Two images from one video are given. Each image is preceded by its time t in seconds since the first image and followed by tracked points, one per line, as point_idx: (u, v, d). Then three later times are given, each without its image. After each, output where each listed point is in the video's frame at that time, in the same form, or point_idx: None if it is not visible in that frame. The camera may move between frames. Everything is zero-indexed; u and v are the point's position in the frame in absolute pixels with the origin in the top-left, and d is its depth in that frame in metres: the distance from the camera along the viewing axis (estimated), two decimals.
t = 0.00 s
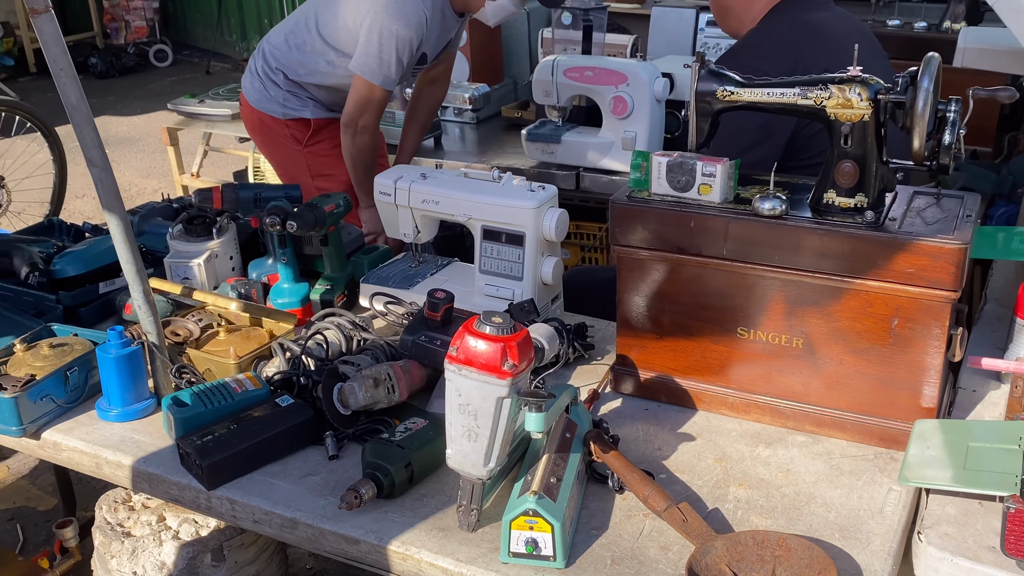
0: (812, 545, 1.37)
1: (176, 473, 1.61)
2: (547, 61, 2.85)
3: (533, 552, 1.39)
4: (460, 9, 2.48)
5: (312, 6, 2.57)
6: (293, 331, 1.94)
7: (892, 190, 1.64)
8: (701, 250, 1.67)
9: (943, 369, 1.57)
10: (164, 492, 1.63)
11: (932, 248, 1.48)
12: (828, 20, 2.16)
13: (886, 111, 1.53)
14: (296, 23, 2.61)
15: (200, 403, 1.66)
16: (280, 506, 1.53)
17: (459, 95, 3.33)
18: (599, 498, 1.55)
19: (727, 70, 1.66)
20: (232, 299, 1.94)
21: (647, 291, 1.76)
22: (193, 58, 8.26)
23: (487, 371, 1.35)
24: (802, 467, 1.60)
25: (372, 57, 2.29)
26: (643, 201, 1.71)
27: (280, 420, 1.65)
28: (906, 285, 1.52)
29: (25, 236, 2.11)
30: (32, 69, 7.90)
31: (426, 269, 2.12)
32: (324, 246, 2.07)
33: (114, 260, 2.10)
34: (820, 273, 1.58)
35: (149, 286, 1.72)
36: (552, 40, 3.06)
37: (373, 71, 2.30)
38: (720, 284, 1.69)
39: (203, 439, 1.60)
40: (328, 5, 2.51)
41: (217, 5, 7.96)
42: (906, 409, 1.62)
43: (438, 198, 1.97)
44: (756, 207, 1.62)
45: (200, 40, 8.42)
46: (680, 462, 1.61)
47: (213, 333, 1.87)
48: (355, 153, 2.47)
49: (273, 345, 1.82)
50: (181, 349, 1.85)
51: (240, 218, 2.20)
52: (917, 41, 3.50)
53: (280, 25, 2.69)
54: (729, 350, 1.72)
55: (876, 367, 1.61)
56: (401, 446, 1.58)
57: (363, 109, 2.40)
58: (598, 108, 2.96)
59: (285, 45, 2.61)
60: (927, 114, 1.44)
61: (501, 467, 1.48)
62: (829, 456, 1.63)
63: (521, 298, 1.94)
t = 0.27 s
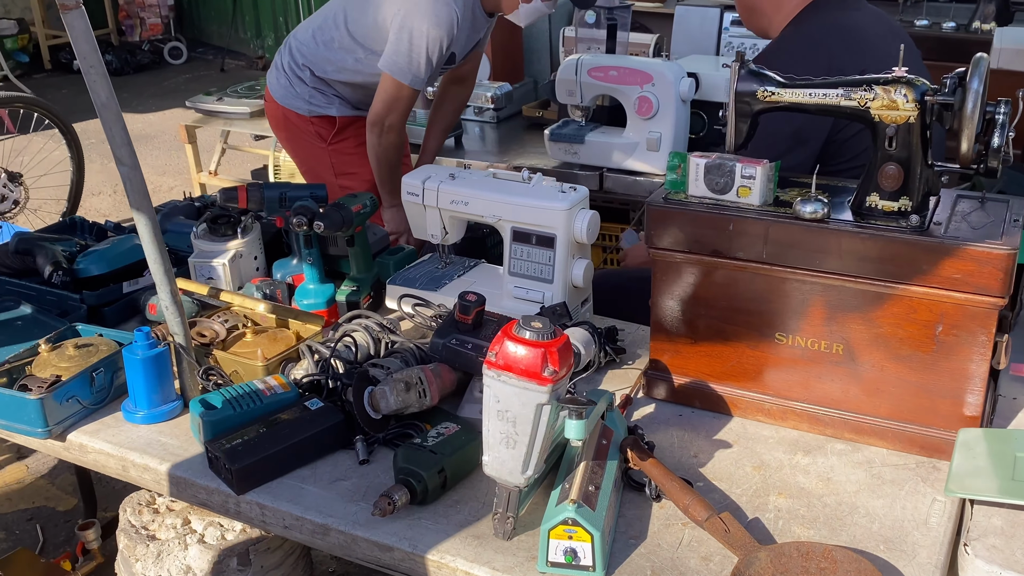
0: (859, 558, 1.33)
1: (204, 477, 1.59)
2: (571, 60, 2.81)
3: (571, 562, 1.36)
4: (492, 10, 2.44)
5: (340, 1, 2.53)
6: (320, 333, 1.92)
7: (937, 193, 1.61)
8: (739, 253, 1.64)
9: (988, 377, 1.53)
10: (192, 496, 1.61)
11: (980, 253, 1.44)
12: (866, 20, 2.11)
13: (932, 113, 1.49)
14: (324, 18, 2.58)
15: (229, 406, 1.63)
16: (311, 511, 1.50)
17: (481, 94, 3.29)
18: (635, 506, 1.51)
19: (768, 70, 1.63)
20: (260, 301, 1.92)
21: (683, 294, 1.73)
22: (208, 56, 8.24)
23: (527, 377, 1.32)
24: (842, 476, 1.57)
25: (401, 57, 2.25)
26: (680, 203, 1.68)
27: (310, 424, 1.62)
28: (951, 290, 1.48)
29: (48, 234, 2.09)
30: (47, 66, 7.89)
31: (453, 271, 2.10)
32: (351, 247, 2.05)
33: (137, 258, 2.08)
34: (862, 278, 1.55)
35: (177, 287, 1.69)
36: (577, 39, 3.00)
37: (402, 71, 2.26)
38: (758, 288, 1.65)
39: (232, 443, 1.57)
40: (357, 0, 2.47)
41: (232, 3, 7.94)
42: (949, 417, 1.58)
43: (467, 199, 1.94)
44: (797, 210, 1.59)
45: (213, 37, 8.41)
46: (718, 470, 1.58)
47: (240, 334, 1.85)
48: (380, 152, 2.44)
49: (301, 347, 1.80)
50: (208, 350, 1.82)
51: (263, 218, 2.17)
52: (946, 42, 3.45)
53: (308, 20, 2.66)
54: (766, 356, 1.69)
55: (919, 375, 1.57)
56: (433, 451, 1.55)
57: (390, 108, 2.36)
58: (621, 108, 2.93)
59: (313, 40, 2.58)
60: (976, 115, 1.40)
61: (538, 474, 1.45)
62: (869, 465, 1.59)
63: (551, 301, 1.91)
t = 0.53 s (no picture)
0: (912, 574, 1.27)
1: (233, 486, 1.55)
2: (591, 62, 2.77)
3: None
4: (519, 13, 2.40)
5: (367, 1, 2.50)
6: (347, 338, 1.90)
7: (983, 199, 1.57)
8: (779, 260, 1.61)
9: None
10: (221, 506, 1.57)
11: None
12: (897, 22, 1.98)
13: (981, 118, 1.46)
14: (350, 18, 2.55)
15: (258, 414, 1.60)
16: (343, 522, 1.47)
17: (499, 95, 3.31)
18: (675, 518, 1.48)
19: (808, 73, 1.60)
20: (288, 306, 1.88)
21: (720, 301, 1.70)
22: (215, 56, 8.20)
23: (570, 388, 1.29)
24: (885, 487, 1.53)
25: (429, 60, 2.22)
26: (717, 208, 1.66)
27: (341, 432, 1.58)
28: (999, 299, 1.45)
29: (67, 238, 2.07)
30: (54, 66, 7.85)
31: (479, 275, 2.07)
32: (376, 251, 2.02)
33: (158, 261, 2.05)
34: (906, 286, 1.52)
35: (203, 292, 1.66)
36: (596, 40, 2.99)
37: (429, 74, 2.23)
38: (798, 295, 1.62)
39: (262, 452, 1.54)
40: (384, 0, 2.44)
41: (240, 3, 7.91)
42: (994, 428, 1.54)
43: (496, 203, 1.91)
44: (839, 216, 1.56)
45: (222, 37, 8.36)
46: (757, 481, 1.55)
47: (265, 341, 1.82)
48: (403, 155, 2.41)
49: (328, 353, 1.77)
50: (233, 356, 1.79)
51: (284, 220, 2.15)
52: (968, 44, 3.42)
53: (334, 19, 2.64)
54: (805, 364, 1.66)
55: (963, 384, 1.54)
56: (468, 461, 1.52)
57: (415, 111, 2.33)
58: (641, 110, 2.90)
59: (338, 41, 2.56)
60: None
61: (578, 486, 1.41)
62: (912, 476, 1.56)
63: (581, 307, 1.88)
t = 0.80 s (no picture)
0: None
1: (247, 499, 1.53)
2: (599, 67, 2.75)
3: None
4: (532, 19, 2.39)
5: (378, 6, 2.48)
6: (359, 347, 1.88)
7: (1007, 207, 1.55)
8: (800, 268, 1.59)
9: None
10: (234, 519, 1.55)
11: None
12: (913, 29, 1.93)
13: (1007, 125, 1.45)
14: (360, 22, 2.53)
15: (272, 425, 1.57)
16: (361, 536, 1.44)
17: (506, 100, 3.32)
18: (698, 531, 1.46)
19: (829, 80, 1.59)
20: (301, 316, 1.88)
21: (739, 310, 1.68)
22: (214, 60, 8.16)
23: (596, 401, 1.26)
24: (909, 499, 1.51)
25: (440, 66, 2.23)
26: (737, 216, 1.64)
27: (356, 444, 1.56)
28: None
29: (74, 244, 2.06)
30: (52, 70, 7.79)
31: (491, 283, 2.04)
32: (387, 258, 1.99)
33: (166, 269, 2.03)
34: (931, 295, 1.50)
35: (215, 301, 1.63)
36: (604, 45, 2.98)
37: (440, 80, 2.25)
38: (819, 304, 1.61)
39: (277, 464, 1.51)
40: (395, 5, 2.42)
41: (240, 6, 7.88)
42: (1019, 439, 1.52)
43: (509, 210, 1.89)
44: (862, 225, 1.54)
45: (220, 42, 8.33)
46: (779, 493, 1.53)
47: (277, 350, 1.81)
48: (413, 161, 2.43)
49: (342, 363, 1.75)
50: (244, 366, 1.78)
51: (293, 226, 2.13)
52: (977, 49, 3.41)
53: (343, 23, 2.62)
54: (826, 374, 1.64)
55: (987, 395, 1.52)
56: (486, 473, 1.49)
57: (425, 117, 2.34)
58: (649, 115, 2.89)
59: (349, 45, 2.55)
60: None
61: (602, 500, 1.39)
62: (936, 488, 1.54)
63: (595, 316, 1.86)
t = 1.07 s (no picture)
0: None
1: (251, 519, 1.50)
2: (597, 77, 2.75)
3: None
4: (533, 31, 2.39)
5: (379, 18, 2.49)
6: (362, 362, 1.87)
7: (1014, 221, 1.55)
8: (807, 282, 1.59)
9: None
10: (238, 539, 1.52)
11: None
12: (914, 40, 1.93)
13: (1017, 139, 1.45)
14: (361, 34, 2.54)
15: (276, 444, 1.55)
16: (367, 556, 1.42)
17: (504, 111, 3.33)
18: (708, 549, 1.44)
19: (836, 93, 1.59)
20: (304, 332, 1.88)
21: (746, 324, 1.67)
22: (206, 68, 8.13)
23: (607, 420, 1.25)
24: (919, 515, 1.51)
25: (440, 77, 2.23)
26: (744, 230, 1.63)
27: (362, 462, 1.54)
28: None
29: (73, 260, 2.09)
30: (44, 79, 7.74)
31: (494, 295, 2.03)
32: (389, 271, 1.97)
33: (163, 284, 2.07)
34: (939, 309, 1.49)
35: (217, 317, 1.62)
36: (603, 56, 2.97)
37: (440, 91, 2.24)
38: (827, 318, 1.60)
39: (282, 483, 1.49)
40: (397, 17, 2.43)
41: (232, 14, 7.86)
42: None
43: (513, 223, 1.87)
44: (870, 239, 1.53)
45: (212, 50, 8.31)
46: (789, 509, 1.52)
47: (279, 365, 1.79)
48: (413, 173, 2.43)
49: (344, 379, 1.73)
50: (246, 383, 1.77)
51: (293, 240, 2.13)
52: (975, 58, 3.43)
53: (344, 35, 2.63)
54: (834, 388, 1.63)
55: (997, 408, 1.51)
56: (494, 491, 1.48)
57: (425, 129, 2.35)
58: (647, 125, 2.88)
59: (350, 56, 2.55)
60: None
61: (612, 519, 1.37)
62: (945, 503, 1.53)
63: (600, 329, 1.84)
